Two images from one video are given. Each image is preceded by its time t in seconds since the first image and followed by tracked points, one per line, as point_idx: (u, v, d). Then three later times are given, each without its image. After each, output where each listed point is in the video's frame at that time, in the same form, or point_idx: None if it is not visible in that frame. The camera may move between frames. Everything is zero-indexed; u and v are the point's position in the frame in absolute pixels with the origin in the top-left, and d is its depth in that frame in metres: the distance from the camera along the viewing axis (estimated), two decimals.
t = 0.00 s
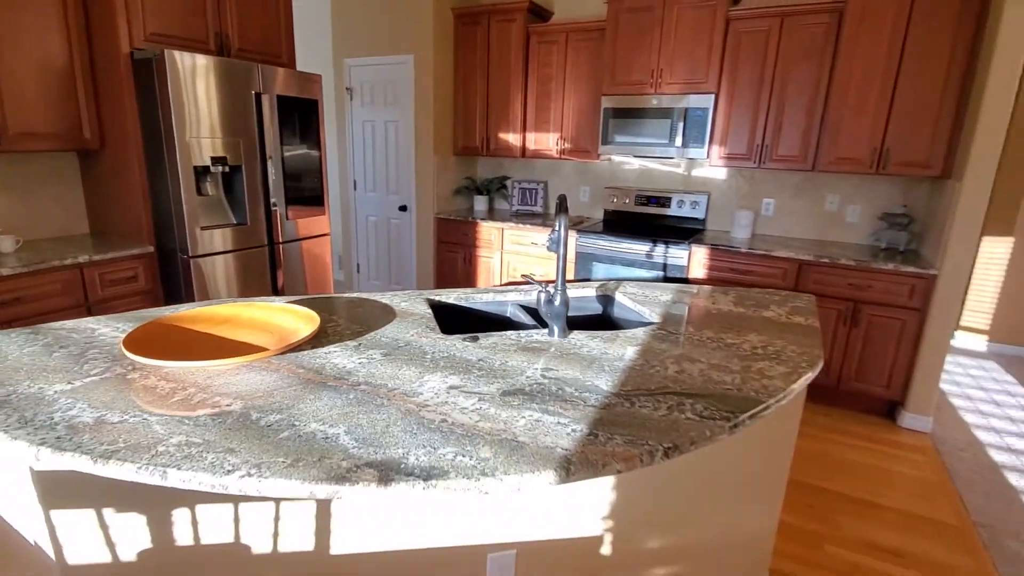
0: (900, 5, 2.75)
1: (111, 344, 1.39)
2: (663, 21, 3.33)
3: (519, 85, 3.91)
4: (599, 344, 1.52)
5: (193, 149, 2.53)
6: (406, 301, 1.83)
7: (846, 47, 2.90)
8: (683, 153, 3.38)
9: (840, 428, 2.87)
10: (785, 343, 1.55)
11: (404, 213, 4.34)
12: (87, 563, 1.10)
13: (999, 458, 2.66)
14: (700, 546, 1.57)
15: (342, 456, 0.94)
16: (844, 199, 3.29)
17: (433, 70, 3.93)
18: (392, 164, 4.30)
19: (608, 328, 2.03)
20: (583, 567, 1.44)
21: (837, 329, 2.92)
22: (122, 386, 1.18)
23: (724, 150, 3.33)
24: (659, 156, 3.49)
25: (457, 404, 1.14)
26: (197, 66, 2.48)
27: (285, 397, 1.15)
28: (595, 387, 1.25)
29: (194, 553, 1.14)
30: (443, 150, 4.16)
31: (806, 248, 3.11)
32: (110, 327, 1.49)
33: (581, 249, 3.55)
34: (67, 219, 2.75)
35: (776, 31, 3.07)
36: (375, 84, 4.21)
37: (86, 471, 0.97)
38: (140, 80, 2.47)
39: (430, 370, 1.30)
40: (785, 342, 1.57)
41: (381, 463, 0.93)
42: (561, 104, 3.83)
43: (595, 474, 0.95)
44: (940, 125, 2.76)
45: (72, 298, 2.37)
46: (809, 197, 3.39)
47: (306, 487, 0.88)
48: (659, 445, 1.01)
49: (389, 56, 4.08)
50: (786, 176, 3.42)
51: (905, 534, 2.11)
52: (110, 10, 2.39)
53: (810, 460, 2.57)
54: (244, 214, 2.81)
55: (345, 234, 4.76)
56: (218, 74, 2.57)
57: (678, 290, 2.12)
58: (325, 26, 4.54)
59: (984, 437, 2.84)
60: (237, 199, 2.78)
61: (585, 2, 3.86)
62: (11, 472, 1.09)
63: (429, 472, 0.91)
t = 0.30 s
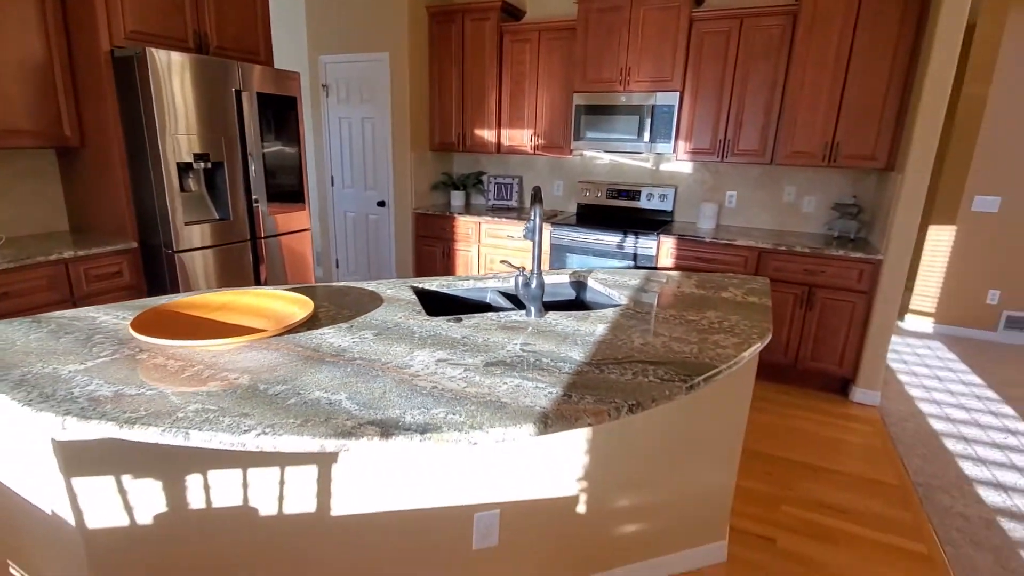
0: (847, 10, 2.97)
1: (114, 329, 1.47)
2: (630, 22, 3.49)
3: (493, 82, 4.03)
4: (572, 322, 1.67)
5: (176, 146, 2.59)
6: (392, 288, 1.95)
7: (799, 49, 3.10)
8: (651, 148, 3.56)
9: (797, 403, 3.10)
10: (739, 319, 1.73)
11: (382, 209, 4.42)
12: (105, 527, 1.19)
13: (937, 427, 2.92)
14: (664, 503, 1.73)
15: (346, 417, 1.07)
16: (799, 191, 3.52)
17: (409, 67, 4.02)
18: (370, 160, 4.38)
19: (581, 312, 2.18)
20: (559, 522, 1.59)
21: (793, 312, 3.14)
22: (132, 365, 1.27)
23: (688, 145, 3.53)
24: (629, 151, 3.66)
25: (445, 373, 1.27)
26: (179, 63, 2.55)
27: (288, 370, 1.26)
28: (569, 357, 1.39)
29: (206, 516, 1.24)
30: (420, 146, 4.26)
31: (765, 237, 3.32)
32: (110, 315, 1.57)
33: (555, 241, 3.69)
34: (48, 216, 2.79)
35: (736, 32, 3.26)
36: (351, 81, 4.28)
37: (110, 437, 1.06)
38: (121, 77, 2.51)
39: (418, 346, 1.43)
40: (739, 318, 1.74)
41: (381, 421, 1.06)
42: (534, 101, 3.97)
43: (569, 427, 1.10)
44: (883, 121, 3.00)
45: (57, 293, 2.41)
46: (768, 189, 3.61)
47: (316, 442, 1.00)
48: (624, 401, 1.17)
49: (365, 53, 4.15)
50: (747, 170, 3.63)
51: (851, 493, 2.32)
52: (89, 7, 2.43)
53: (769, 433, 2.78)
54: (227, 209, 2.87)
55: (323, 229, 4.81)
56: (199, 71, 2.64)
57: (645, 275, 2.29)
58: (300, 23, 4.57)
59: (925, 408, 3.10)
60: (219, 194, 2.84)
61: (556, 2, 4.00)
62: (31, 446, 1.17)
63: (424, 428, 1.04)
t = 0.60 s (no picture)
0: (799, 12, 3.18)
1: (123, 319, 1.56)
2: (600, 22, 3.65)
3: (469, 78, 4.14)
4: (551, 305, 1.83)
5: (161, 145, 2.66)
6: (382, 278, 2.08)
7: (757, 48, 3.31)
8: (622, 142, 3.74)
9: (759, 379, 3.34)
10: (701, 298, 1.92)
11: (363, 203, 4.51)
12: (129, 499, 1.29)
13: (884, 397, 3.19)
14: (638, 467, 1.92)
15: (354, 388, 1.20)
16: (760, 182, 3.75)
17: (386, 64, 4.10)
18: (349, 156, 4.46)
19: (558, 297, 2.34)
20: (542, 485, 1.76)
21: (755, 295, 3.38)
22: (148, 349, 1.38)
23: (656, 139, 3.72)
24: (601, 146, 3.82)
25: (439, 350, 1.42)
26: (163, 63, 2.62)
27: (296, 351, 1.39)
28: (549, 334, 1.56)
29: (223, 487, 1.36)
30: (399, 141, 4.35)
31: (728, 225, 3.54)
32: (117, 307, 1.66)
33: (532, 232, 3.85)
34: (31, 216, 2.84)
35: (698, 32, 3.45)
36: (329, 77, 4.34)
37: (138, 413, 1.17)
38: (106, 77, 2.59)
39: (413, 329, 1.57)
40: (701, 298, 1.93)
41: (386, 391, 1.20)
42: (509, 98, 4.10)
43: (551, 392, 1.26)
44: (833, 116, 3.24)
45: (48, 290, 2.46)
46: (731, 180, 3.83)
47: (330, 410, 1.14)
48: (598, 369, 1.34)
49: (343, 50, 4.22)
50: (711, 162, 3.85)
51: (806, 457, 2.56)
52: (73, 9, 2.49)
53: (734, 406, 3.00)
54: (212, 206, 2.95)
55: (303, 224, 4.86)
56: (182, 71, 2.71)
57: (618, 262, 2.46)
58: (274, 19, 4.59)
59: (874, 380, 3.40)
60: (203, 191, 2.92)
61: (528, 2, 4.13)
62: (58, 426, 1.27)
63: (425, 396, 1.19)
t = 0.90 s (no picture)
0: (763, 16, 3.39)
1: (146, 312, 1.68)
2: (577, 26, 3.82)
3: (452, 80, 4.28)
4: (541, 292, 1.99)
5: (159, 149, 2.75)
6: (382, 272, 2.22)
7: (725, 50, 3.51)
8: (601, 140, 3.92)
9: (734, 361, 3.55)
10: (678, 283, 2.11)
11: (350, 203, 4.61)
12: (166, 474, 1.41)
13: (849, 375, 3.44)
14: (624, 439, 2.09)
15: (373, 365, 1.35)
16: (731, 176, 3.97)
17: (371, 67, 4.21)
18: (336, 157, 4.55)
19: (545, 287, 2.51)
20: (537, 457, 1.92)
21: (728, 282, 3.59)
22: (177, 338, 1.50)
23: (633, 137, 3.91)
24: (580, 144, 4.00)
25: (444, 333, 1.57)
26: (160, 71, 2.71)
27: (313, 336, 1.53)
28: (541, 317, 1.72)
29: (248, 462, 1.49)
30: (384, 142, 4.46)
31: (702, 218, 3.75)
32: (137, 302, 1.77)
33: (517, 228, 4.01)
34: (27, 222, 2.92)
35: (670, 36, 3.65)
36: (313, 80, 4.43)
37: (176, 393, 1.30)
38: (102, 83, 2.66)
39: (417, 315, 1.72)
40: (678, 282, 2.13)
41: (401, 366, 1.35)
42: (492, 98, 4.25)
43: (547, 365, 1.42)
44: (797, 114, 3.46)
45: (51, 292, 2.53)
46: (704, 175, 4.05)
47: (353, 383, 1.28)
48: (587, 344, 1.50)
49: (327, 54, 4.31)
50: (685, 158, 4.06)
51: (777, 429, 2.77)
52: (69, 18, 2.55)
53: (711, 386, 3.20)
54: (208, 207, 3.06)
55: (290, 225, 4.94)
56: (177, 77, 2.81)
57: (601, 254, 2.65)
58: (257, 23, 4.66)
59: (840, 360, 3.65)
60: (199, 193, 3.03)
61: (508, 6, 4.29)
62: (99, 409, 1.39)
63: (436, 369, 1.34)
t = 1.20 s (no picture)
0: (740, 19, 3.56)
1: (173, 307, 1.79)
2: (563, 31, 3.97)
3: (444, 84, 4.41)
4: (539, 283, 2.14)
5: (167, 155, 2.87)
6: (388, 267, 2.34)
7: (705, 52, 3.68)
8: (589, 139, 4.07)
9: (722, 350, 3.72)
10: (666, 272, 2.27)
11: (346, 206, 4.71)
12: (201, 453, 1.53)
13: (830, 359, 3.62)
14: (619, 419, 2.23)
15: (393, 347, 1.49)
16: (714, 172, 4.15)
17: (364, 72, 4.33)
18: (331, 160, 4.66)
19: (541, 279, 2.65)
20: (539, 436, 2.05)
21: (714, 274, 3.76)
22: (207, 327, 1.62)
23: (619, 137, 4.07)
24: (568, 144, 4.15)
25: (454, 319, 1.71)
26: (167, 78, 2.84)
27: (334, 324, 1.66)
28: (542, 303, 1.86)
29: (275, 442, 1.61)
30: (378, 145, 4.58)
31: (688, 213, 3.92)
32: (162, 298, 1.88)
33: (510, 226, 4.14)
34: (36, 229, 3.02)
35: (652, 39, 3.82)
36: (308, 86, 4.53)
37: (213, 376, 1.43)
38: (110, 91, 2.76)
39: (426, 305, 1.86)
40: (666, 271, 2.28)
41: (418, 348, 1.48)
42: (483, 101, 4.38)
43: (549, 344, 1.56)
44: (775, 112, 3.64)
45: (64, 293, 2.63)
46: (688, 172, 4.22)
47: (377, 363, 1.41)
48: (585, 325, 1.65)
49: (321, 60, 4.42)
50: (670, 156, 4.23)
51: (762, 410, 2.93)
52: (76, 29, 2.64)
53: (699, 373, 3.37)
54: (215, 211, 3.21)
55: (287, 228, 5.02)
56: (182, 85, 2.93)
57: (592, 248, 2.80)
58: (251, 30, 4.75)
59: (821, 346, 3.83)
60: (205, 198, 3.17)
61: (496, 12, 4.43)
62: (140, 394, 1.51)
63: (451, 350, 1.47)
